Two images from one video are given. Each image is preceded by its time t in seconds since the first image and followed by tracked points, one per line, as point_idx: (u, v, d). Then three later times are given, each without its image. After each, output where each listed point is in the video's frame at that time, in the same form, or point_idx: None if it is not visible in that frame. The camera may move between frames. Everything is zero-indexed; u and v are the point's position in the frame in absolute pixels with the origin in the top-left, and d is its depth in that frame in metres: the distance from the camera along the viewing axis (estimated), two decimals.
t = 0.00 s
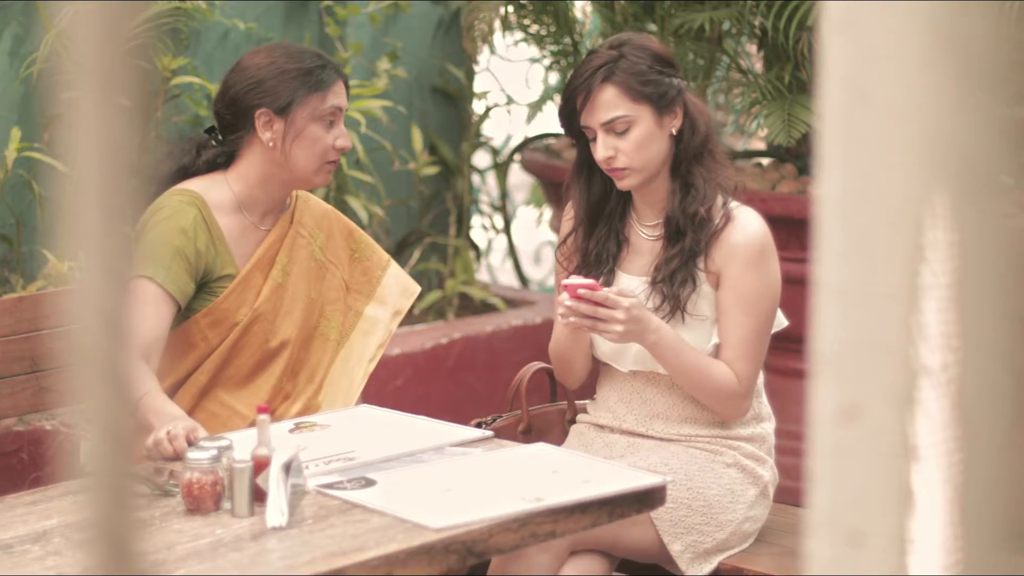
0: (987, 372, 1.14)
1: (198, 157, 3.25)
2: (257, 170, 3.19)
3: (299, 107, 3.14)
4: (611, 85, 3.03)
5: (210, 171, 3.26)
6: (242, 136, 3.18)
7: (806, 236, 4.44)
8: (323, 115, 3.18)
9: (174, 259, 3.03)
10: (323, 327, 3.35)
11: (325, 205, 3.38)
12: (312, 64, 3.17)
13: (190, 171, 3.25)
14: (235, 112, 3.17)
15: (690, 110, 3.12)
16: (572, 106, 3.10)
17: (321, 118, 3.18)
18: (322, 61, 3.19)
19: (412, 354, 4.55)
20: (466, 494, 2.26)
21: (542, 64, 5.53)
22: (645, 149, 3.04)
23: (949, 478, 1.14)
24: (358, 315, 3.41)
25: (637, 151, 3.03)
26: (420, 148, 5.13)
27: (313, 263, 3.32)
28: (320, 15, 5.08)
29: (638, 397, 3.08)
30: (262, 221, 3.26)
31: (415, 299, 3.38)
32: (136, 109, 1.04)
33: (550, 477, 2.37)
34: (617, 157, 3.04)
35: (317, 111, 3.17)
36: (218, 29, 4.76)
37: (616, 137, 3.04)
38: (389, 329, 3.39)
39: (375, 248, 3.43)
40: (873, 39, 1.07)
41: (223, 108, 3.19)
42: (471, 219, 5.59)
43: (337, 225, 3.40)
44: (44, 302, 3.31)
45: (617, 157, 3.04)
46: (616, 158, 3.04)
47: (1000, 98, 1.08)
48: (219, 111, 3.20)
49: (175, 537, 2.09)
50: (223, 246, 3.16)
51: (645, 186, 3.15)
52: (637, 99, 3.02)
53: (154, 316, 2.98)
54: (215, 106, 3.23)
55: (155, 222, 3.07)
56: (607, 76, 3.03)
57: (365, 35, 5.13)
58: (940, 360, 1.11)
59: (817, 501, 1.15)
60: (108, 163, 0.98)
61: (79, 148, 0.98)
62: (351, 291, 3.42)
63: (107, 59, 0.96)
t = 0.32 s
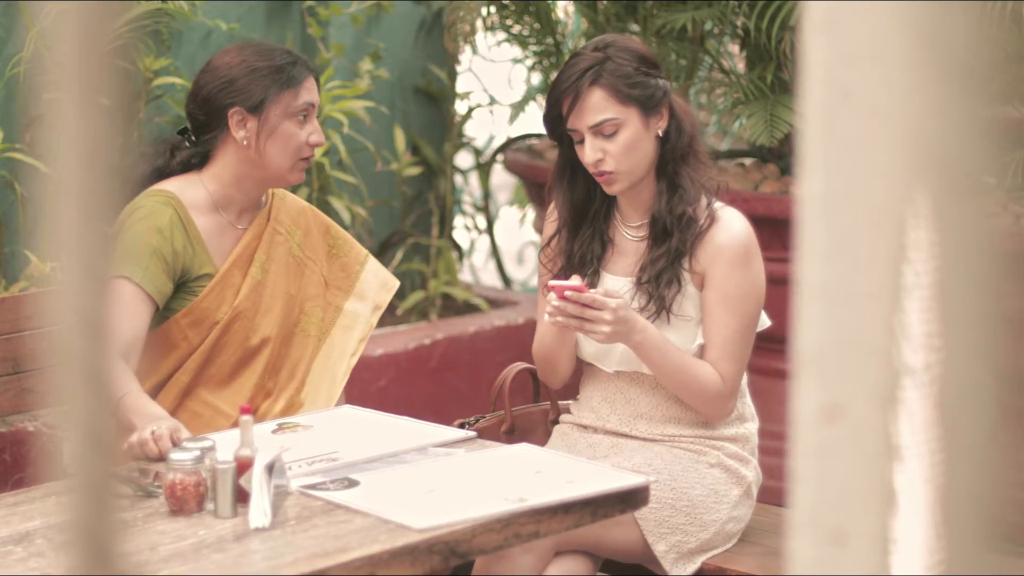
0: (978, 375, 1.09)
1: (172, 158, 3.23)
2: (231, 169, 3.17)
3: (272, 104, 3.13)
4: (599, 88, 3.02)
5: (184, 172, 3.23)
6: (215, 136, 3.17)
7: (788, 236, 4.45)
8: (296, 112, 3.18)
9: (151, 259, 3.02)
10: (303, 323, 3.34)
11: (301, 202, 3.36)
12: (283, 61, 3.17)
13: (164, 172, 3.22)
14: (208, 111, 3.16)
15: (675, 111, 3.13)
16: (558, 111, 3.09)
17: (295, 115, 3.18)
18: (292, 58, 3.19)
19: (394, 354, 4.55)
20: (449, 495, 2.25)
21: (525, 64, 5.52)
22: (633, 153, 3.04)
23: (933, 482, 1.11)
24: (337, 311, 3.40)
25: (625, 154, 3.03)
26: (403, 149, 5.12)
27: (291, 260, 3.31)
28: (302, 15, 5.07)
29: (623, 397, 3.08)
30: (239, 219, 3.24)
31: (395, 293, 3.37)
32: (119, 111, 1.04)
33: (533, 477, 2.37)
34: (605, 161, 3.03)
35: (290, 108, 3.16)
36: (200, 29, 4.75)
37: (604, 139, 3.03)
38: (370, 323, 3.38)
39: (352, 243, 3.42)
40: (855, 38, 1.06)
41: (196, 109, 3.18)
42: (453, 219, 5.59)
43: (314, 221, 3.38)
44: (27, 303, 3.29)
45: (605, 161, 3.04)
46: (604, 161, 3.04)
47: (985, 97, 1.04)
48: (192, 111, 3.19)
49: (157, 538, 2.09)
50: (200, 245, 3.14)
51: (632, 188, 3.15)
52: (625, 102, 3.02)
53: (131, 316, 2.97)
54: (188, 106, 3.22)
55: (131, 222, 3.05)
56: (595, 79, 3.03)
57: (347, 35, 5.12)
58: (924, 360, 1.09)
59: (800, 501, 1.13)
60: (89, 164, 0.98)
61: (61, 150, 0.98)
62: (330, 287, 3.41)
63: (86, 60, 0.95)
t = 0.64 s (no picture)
0: (974, 384, 1.06)
1: (154, 161, 3.23)
2: (211, 171, 3.16)
3: (249, 106, 3.12)
4: (588, 93, 3.03)
5: (165, 175, 3.23)
6: (194, 139, 3.16)
7: (776, 240, 4.46)
8: (274, 113, 3.16)
9: (137, 262, 3.02)
10: (290, 324, 3.34)
11: (285, 203, 3.36)
12: (261, 61, 3.15)
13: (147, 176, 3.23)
14: (187, 113, 3.15)
15: (664, 115, 3.13)
16: (547, 116, 3.10)
17: (272, 116, 3.15)
18: (270, 59, 3.17)
19: (382, 357, 4.55)
20: (438, 498, 2.25)
21: (513, 67, 5.52)
22: (623, 156, 3.04)
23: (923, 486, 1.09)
24: (323, 311, 3.40)
25: (616, 158, 3.03)
26: (391, 152, 5.12)
27: (276, 260, 3.31)
28: (290, 18, 5.07)
29: (612, 401, 3.08)
30: (223, 221, 3.23)
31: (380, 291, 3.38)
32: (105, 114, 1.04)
33: (521, 481, 2.36)
34: (595, 165, 3.03)
35: (268, 109, 3.14)
36: (188, 32, 4.74)
37: (594, 144, 3.04)
38: (356, 323, 3.39)
39: (336, 243, 3.42)
40: (844, 39, 1.04)
41: (175, 112, 3.17)
42: (441, 223, 5.59)
43: (298, 222, 3.38)
44: (15, 306, 3.29)
45: (596, 166, 3.04)
46: (594, 166, 3.04)
47: (976, 98, 1.01)
48: (172, 114, 3.18)
49: (146, 542, 2.08)
50: (185, 248, 3.13)
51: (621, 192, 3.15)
52: (614, 107, 3.03)
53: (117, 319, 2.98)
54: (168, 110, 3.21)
55: (116, 226, 3.05)
56: (584, 83, 3.03)
57: (335, 39, 5.10)
58: (912, 364, 1.07)
59: (788, 503, 1.13)
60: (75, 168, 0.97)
61: (45, 153, 0.97)
62: (315, 287, 3.41)
63: (70, 64, 0.95)
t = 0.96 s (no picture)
0: (964, 384, 1.06)
1: (137, 162, 3.23)
2: (194, 171, 3.16)
3: (227, 104, 3.11)
4: (582, 95, 3.02)
5: (146, 176, 3.23)
6: (175, 139, 3.16)
7: (769, 240, 4.47)
8: (252, 111, 3.14)
9: (124, 266, 3.00)
10: (279, 320, 3.34)
11: (272, 201, 3.36)
12: (239, 58, 3.15)
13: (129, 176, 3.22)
14: (166, 113, 3.15)
15: (658, 116, 3.13)
16: (541, 118, 3.10)
17: (250, 114, 3.14)
18: (248, 56, 3.17)
19: (376, 358, 4.55)
20: (432, 499, 2.25)
21: (507, 68, 5.53)
22: (617, 158, 3.05)
23: (915, 487, 1.09)
24: (312, 307, 3.40)
25: (610, 160, 3.04)
26: (384, 153, 5.12)
27: (264, 256, 3.31)
28: (284, 19, 5.07)
29: (605, 402, 3.08)
30: (209, 218, 3.23)
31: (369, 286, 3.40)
32: (100, 112, 1.03)
33: (515, 481, 2.37)
34: (589, 167, 3.04)
35: (246, 107, 3.13)
36: (182, 34, 4.74)
37: (589, 146, 3.04)
38: (346, 318, 3.40)
39: (324, 239, 3.43)
40: (836, 42, 1.04)
41: (155, 113, 3.17)
42: (435, 224, 5.59)
43: (284, 218, 3.39)
44: (9, 307, 3.28)
45: (590, 167, 3.04)
46: (588, 168, 3.04)
47: (968, 98, 1.01)
48: (153, 116, 3.18)
49: (140, 543, 2.08)
50: (171, 247, 3.12)
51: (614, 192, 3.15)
52: (608, 108, 3.03)
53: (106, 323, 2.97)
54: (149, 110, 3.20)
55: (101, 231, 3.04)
56: (578, 84, 3.03)
57: (328, 40, 5.11)
58: (905, 364, 1.07)
59: (782, 504, 1.14)
60: (69, 167, 0.97)
61: (37, 153, 0.97)
62: (304, 283, 3.41)
63: (62, 64, 0.95)
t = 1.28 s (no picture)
0: (963, 379, 1.07)
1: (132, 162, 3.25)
2: (189, 168, 3.16)
3: (218, 101, 3.12)
4: (584, 93, 3.03)
5: (141, 176, 3.24)
6: (168, 139, 3.16)
7: (771, 237, 4.48)
8: (243, 107, 3.16)
9: (129, 271, 3.00)
10: (277, 314, 3.33)
11: (264, 196, 3.37)
12: (228, 54, 3.15)
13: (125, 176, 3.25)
14: (157, 114, 3.14)
15: (660, 113, 3.13)
16: (544, 116, 3.10)
17: (244, 109, 3.16)
18: (236, 50, 3.17)
19: (379, 355, 4.55)
20: (435, 496, 2.25)
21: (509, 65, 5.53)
22: (620, 155, 3.04)
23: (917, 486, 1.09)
24: (307, 302, 3.41)
25: (613, 157, 3.03)
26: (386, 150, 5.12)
27: (260, 252, 3.31)
28: (285, 17, 5.07)
29: (608, 399, 3.08)
30: (203, 216, 3.23)
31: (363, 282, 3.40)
32: (101, 111, 1.03)
33: (517, 478, 2.36)
34: (592, 164, 3.03)
35: (236, 104, 3.15)
36: (183, 31, 4.74)
37: (591, 144, 3.04)
38: (341, 312, 3.39)
39: (315, 234, 3.44)
40: (837, 40, 1.04)
41: (145, 115, 3.17)
42: (437, 221, 5.59)
43: (277, 213, 3.41)
44: (11, 304, 3.28)
45: (592, 164, 3.04)
46: (591, 165, 3.04)
47: (968, 97, 1.02)
48: (144, 118, 3.17)
49: (142, 540, 2.08)
50: (172, 247, 3.11)
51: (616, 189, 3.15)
52: (610, 106, 3.03)
53: (116, 329, 3.00)
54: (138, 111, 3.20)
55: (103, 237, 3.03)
56: (581, 81, 3.03)
57: (330, 37, 5.11)
58: (906, 361, 1.07)
59: (784, 502, 1.13)
60: (71, 165, 0.97)
61: (39, 151, 0.97)
62: (298, 278, 3.42)
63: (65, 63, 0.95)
